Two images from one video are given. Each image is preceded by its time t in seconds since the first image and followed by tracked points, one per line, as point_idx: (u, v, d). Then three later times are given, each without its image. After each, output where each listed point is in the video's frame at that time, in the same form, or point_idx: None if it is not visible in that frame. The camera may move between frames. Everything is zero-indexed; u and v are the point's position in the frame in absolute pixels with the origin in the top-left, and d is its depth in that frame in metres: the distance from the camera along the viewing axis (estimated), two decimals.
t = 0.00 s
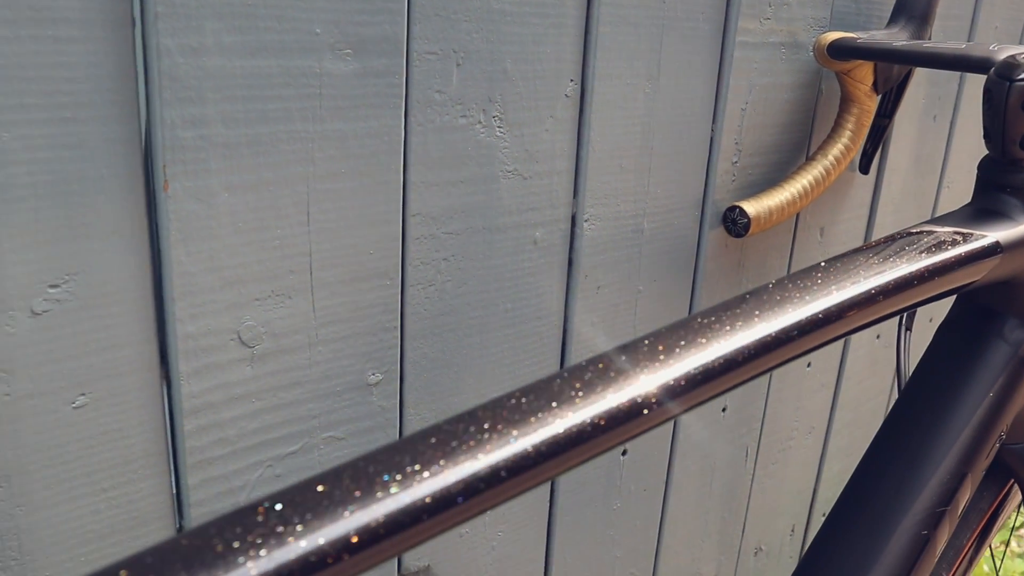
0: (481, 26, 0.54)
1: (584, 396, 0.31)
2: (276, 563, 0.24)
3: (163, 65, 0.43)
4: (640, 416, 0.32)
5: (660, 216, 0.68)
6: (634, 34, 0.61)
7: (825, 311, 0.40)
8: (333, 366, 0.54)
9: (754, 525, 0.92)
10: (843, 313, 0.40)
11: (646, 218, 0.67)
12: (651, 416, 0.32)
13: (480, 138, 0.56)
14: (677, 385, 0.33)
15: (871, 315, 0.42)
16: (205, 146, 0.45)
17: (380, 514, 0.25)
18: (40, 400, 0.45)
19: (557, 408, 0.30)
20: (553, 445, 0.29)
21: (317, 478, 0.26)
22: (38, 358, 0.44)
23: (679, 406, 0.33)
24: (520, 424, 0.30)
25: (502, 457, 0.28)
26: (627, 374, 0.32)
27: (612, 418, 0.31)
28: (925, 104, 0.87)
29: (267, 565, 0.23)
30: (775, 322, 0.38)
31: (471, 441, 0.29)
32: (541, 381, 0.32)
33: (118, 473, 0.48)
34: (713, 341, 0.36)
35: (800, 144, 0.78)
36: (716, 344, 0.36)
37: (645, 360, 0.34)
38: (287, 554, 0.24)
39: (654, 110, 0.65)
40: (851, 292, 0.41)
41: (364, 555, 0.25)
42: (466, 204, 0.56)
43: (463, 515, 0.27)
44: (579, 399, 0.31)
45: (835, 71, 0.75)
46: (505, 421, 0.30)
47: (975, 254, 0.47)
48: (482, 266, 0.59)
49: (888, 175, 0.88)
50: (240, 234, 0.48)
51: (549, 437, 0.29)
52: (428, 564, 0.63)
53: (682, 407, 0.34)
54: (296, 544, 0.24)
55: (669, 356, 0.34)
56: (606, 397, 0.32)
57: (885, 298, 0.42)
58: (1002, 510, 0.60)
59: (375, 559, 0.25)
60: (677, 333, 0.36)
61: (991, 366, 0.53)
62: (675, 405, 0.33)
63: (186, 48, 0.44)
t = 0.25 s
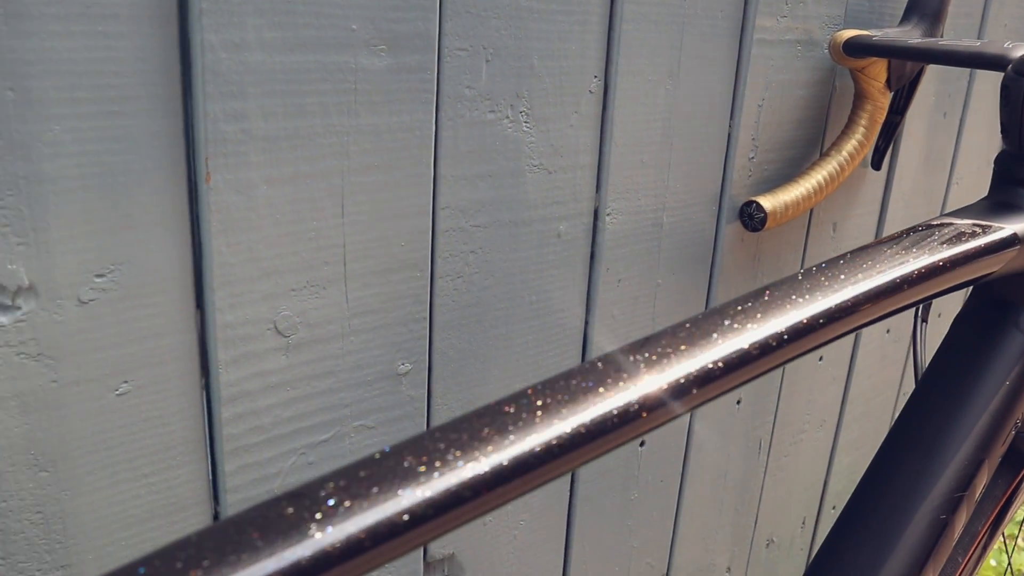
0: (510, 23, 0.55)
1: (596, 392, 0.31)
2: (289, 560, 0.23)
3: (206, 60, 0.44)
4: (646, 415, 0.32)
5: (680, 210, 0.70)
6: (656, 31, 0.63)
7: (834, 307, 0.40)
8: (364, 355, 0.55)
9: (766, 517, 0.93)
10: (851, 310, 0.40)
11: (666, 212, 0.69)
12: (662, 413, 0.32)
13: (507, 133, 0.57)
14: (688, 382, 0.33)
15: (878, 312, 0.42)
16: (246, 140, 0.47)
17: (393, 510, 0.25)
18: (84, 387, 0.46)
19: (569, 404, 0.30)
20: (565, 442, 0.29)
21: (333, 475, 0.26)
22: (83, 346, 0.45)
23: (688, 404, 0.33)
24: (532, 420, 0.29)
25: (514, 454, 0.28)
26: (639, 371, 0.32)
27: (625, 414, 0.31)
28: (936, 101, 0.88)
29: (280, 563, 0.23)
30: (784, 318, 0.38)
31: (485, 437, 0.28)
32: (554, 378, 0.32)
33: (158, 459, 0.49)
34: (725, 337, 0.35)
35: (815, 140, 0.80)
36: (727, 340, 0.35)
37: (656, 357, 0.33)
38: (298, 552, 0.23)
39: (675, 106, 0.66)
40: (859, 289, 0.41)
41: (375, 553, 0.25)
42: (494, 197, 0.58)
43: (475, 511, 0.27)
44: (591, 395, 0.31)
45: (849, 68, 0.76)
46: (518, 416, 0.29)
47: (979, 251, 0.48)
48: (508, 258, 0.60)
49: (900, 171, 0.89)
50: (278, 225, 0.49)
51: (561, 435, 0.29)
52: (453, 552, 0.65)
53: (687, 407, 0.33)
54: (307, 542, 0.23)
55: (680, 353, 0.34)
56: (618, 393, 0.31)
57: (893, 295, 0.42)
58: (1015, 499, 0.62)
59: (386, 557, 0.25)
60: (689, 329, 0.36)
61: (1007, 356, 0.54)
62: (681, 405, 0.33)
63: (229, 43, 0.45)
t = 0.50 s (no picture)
0: (539, 19, 0.56)
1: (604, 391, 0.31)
2: (305, 557, 0.23)
3: (248, 54, 0.45)
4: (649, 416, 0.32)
5: (700, 204, 0.71)
6: (679, 28, 0.64)
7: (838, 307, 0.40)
8: (396, 345, 0.56)
9: (779, 508, 0.94)
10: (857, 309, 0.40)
11: (687, 206, 0.70)
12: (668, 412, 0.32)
13: (535, 127, 0.58)
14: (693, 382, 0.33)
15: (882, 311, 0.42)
16: (285, 132, 0.48)
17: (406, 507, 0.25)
18: (127, 374, 0.47)
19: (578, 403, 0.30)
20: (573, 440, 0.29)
21: (349, 470, 0.26)
22: (127, 334, 0.46)
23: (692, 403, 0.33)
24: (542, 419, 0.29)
25: (524, 453, 0.28)
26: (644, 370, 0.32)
27: (633, 413, 0.31)
28: (949, 97, 0.89)
29: (296, 560, 0.23)
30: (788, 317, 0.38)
31: (516, 424, 0.29)
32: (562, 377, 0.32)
33: (197, 446, 0.50)
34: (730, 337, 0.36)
35: (831, 136, 0.81)
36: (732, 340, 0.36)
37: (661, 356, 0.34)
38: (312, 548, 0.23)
39: (696, 102, 0.67)
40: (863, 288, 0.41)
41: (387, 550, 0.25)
42: (521, 190, 0.59)
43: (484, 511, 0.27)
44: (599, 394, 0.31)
45: (865, 65, 0.76)
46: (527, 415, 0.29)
47: (989, 248, 0.48)
48: (535, 251, 0.61)
49: (913, 167, 0.90)
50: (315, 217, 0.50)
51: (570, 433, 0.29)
52: (479, 540, 0.66)
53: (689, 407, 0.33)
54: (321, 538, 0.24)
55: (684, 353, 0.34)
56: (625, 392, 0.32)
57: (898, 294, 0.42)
58: None
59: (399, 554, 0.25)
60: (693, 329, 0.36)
61: None
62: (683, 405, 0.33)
63: (270, 38, 0.46)
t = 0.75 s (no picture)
0: (567, 14, 0.57)
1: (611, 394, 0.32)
2: (312, 559, 0.24)
3: (289, 47, 0.46)
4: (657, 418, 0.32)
5: (719, 198, 0.72)
6: (702, 24, 0.64)
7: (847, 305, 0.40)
8: (427, 334, 0.57)
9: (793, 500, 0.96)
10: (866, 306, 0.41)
11: (707, 200, 0.71)
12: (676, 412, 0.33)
13: (562, 121, 0.59)
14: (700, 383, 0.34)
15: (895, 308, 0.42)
16: (323, 124, 0.49)
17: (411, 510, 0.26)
18: (169, 361, 0.48)
19: (585, 404, 0.31)
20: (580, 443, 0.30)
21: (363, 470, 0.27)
22: (170, 322, 0.47)
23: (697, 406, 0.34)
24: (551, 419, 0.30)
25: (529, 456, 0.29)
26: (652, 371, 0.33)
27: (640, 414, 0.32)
28: (962, 93, 0.90)
29: (305, 561, 0.24)
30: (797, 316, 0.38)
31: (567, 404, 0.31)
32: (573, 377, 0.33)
33: (234, 433, 0.51)
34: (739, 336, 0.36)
35: (848, 131, 0.82)
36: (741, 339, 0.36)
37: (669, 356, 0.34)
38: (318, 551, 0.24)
39: (717, 97, 0.68)
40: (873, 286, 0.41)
41: (393, 552, 0.26)
42: (548, 183, 0.60)
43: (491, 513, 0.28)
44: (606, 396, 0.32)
45: (882, 60, 0.77)
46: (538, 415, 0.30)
47: (1014, 239, 0.49)
48: (560, 243, 0.62)
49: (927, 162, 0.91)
50: (351, 208, 0.51)
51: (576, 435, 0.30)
52: (503, 529, 0.68)
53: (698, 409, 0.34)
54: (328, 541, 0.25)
55: (707, 346, 0.35)
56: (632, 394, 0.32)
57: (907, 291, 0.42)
58: None
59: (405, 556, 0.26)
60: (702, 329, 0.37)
61: None
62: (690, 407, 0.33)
63: (310, 32, 0.47)
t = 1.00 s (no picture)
0: (594, 9, 0.58)
1: (626, 389, 0.33)
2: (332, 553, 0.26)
3: (326, 40, 0.47)
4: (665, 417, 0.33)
5: (738, 192, 0.73)
6: (724, 20, 0.65)
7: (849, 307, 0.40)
8: (456, 324, 0.58)
9: (807, 494, 0.97)
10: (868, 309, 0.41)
11: (726, 194, 0.72)
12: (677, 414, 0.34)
13: (588, 115, 0.60)
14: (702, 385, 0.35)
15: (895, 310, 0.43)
16: (358, 117, 0.49)
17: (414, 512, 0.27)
18: (207, 349, 0.48)
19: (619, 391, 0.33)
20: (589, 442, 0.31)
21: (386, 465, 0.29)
22: (209, 310, 0.48)
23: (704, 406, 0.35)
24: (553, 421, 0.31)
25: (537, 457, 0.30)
26: (652, 375, 0.33)
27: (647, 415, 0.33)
28: (976, 89, 0.91)
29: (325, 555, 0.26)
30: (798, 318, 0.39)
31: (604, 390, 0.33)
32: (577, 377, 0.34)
33: (270, 420, 0.52)
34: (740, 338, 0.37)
35: (865, 126, 0.82)
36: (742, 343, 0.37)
37: (670, 358, 0.35)
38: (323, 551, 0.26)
39: (738, 92, 0.69)
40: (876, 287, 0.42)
41: (405, 550, 0.27)
42: (573, 176, 0.61)
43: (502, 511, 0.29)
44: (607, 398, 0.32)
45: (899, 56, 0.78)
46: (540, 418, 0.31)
47: None
48: (585, 235, 0.63)
49: (941, 157, 0.92)
50: (385, 198, 0.52)
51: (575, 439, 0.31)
52: (527, 519, 0.68)
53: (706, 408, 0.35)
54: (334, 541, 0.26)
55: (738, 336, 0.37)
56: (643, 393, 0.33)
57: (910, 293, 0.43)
58: None
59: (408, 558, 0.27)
60: (704, 330, 0.37)
61: None
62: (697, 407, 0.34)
63: (347, 25, 0.47)
